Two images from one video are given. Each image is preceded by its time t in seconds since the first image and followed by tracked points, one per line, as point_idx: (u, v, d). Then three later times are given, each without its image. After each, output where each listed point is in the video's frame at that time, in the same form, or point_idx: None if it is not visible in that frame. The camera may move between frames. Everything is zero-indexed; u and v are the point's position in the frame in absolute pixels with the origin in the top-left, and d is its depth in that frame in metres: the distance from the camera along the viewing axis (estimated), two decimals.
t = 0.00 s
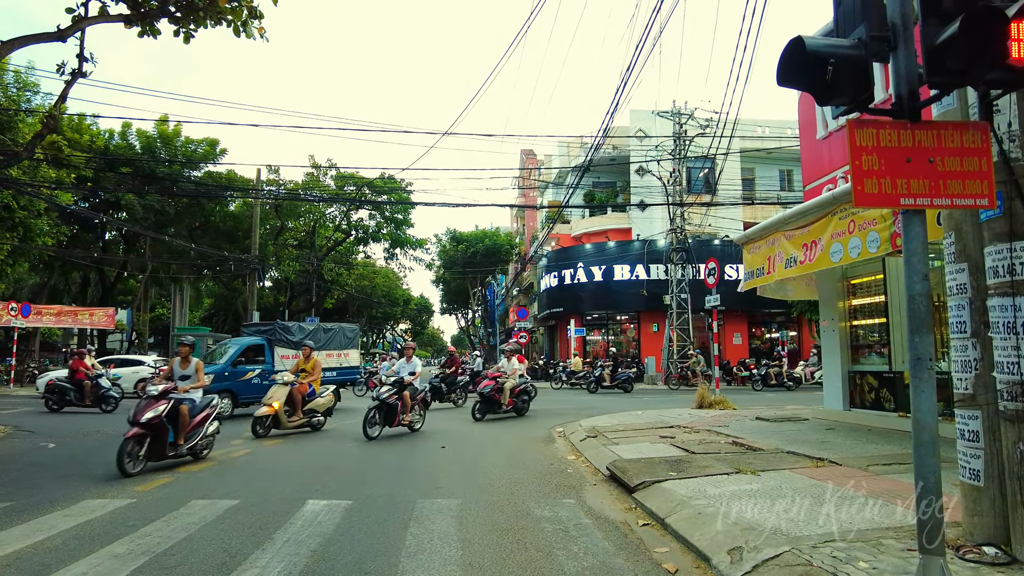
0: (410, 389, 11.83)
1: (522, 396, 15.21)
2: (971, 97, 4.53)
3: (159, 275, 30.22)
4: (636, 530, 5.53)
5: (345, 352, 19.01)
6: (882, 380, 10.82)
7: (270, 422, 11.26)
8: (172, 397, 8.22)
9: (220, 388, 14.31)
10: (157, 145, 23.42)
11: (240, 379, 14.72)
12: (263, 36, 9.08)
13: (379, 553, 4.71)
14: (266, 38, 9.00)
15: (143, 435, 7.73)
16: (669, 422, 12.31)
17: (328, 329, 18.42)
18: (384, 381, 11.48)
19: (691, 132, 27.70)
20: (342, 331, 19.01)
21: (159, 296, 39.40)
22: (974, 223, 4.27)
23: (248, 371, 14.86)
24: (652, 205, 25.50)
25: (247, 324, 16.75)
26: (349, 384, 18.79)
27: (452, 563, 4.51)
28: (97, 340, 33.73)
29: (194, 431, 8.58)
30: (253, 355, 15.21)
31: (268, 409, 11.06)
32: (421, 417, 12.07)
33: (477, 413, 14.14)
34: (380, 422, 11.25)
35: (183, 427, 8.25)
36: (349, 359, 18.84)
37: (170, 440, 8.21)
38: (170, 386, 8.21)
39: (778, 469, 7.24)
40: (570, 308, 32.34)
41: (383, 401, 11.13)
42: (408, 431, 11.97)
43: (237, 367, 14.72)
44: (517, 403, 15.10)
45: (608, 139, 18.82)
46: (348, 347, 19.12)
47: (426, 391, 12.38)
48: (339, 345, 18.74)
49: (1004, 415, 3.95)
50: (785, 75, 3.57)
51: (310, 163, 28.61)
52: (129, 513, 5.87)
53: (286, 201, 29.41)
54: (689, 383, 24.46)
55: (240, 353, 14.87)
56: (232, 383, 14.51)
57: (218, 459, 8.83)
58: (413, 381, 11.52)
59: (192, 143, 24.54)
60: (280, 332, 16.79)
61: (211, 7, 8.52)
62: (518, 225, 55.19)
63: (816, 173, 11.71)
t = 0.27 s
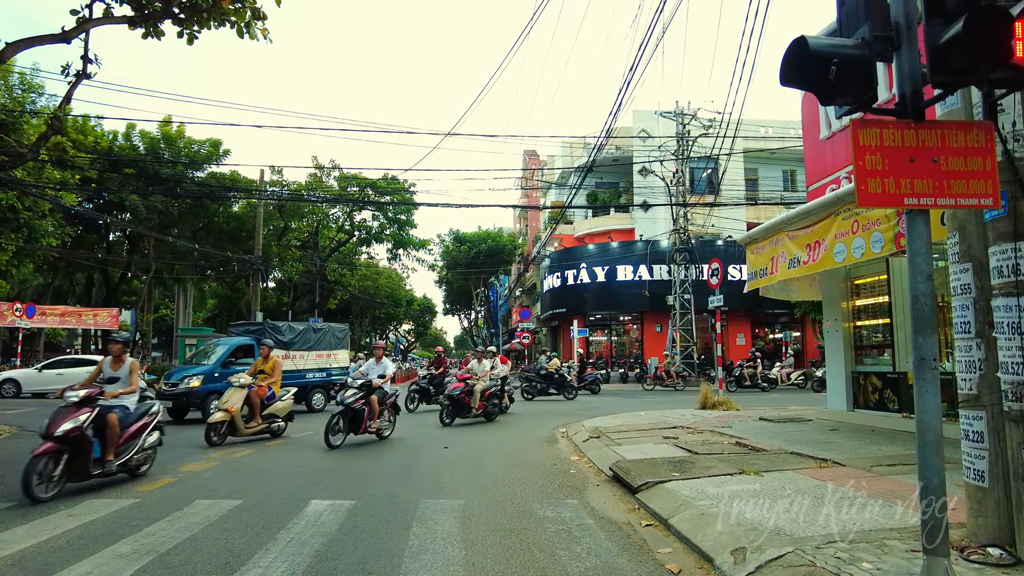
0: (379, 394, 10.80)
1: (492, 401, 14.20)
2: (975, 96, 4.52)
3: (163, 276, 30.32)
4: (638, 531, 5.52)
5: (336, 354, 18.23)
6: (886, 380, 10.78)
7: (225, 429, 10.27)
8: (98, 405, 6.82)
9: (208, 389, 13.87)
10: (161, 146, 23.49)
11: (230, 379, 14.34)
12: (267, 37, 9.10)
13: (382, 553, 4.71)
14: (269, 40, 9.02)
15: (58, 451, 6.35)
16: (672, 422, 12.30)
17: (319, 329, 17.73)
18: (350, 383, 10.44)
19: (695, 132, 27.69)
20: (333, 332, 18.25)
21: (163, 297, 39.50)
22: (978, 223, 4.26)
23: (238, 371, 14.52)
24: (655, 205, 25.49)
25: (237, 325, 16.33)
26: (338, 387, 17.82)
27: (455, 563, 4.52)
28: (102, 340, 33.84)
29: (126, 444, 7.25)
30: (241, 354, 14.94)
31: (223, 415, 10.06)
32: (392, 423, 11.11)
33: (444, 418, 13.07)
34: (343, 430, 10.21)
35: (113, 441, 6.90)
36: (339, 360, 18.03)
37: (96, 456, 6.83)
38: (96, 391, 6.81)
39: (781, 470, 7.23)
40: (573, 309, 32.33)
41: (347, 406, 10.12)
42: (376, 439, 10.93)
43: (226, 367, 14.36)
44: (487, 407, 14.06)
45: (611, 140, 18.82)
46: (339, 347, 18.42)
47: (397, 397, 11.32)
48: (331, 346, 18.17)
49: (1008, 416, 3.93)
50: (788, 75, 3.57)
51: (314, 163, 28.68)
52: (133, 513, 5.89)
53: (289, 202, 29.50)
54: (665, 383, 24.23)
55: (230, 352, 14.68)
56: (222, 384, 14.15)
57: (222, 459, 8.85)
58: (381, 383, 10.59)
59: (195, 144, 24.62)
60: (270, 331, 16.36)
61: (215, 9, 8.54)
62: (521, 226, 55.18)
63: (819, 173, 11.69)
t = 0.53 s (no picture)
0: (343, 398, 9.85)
1: (461, 404, 13.16)
2: (980, 96, 4.50)
3: (167, 277, 30.41)
4: (643, 531, 5.51)
5: (321, 354, 18.35)
6: (891, 381, 10.73)
7: (174, 438, 9.29)
8: None
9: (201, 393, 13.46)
10: (165, 147, 23.56)
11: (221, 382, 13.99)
12: (271, 39, 9.12)
13: (387, 553, 4.72)
14: (273, 41, 9.04)
15: None
16: (676, 423, 12.28)
17: (306, 330, 17.71)
18: (310, 385, 9.46)
19: (698, 133, 27.67)
20: (318, 333, 18.26)
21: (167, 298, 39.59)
22: (985, 223, 4.23)
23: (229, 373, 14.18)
24: (659, 206, 25.47)
25: (224, 324, 15.81)
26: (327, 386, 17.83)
27: (460, 563, 4.52)
28: (106, 341, 33.97)
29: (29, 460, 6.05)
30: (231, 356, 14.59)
31: (171, 421, 9.10)
32: (356, 431, 10.11)
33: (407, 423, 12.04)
34: (300, 438, 9.17)
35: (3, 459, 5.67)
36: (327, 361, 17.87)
37: None
38: None
39: (786, 470, 7.22)
40: (576, 309, 32.34)
41: (306, 412, 9.09)
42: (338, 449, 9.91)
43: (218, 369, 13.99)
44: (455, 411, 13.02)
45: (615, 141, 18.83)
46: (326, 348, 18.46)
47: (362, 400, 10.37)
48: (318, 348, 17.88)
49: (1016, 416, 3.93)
50: (792, 76, 3.58)
51: (318, 165, 28.72)
52: (138, 513, 5.90)
53: (293, 203, 29.59)
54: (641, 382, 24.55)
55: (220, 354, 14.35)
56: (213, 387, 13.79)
57: (226, 460, 8.87)
58: (344, 387, 9.63)
59: (199, 145, 24.71)
60: (260, 332, 15.72)
61: (219, 10, 8.56)
62: (524, 227, 55.18)
63: (823, 173, 11.66)
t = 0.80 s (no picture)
0: (299, 403, 8.76)
1: (425, 410, 12.08)
2: (987, 96, 4.48)
3: (173, 279, 30.50)
4: (648, 533, 5.51)
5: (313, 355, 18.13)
6: (897, 382, 10.67)
7: (108, 450, 8.18)
8: None
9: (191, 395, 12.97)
10: (170, 149, 23.64)
11: (212, 383, 13.46)
12: (275, 41, 9.15)
13: (393, 554, 4.72)
14: (278, 43, 9.07)
15: None
16: (681, 424, 12.26)
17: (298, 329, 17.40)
18: (259, 389, 8.34)
19: (703, 133, 27.62)
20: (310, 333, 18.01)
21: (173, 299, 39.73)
22: (991, 223, 4.22)
23: (219, 374, 13.65)
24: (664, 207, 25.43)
25: (212, 323, 15.07)
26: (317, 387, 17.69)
27: (465, 564, 4.53)
28: (112, 342, 34.10)
29: None
30: (221, 357, 14.04)
31: (107, 431, 7.99)
32: (315, 441, 9.11)
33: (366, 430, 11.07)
34: (250, 450, 8.06)
35: None
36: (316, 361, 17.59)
37: None
38: None
39: (791, 472, 7.20)
40: (581, 310, 32.33)
41: (255, 421, 8.00)
42: (294, 461, 8.89)
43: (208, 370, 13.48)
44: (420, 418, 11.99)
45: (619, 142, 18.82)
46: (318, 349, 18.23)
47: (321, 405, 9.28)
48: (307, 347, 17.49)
49: None
50: (797, 77, 3.58)
51: (322, 166, 28.78)
52: (144, 513, 5.93)
53: (298, 205, 29.69)
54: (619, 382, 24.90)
55: (209, 354, 13.66)
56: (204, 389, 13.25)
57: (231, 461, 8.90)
58: (300, 392, 8.49)
59: (204, 147, 24.80)
60: (250, 333, 15.15)
61: (224, 13, 8.59)
62: (529, 228, 55.19)
63: (829, 174, 11.62)
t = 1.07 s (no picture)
0: (245, 409, 7.72)
1: (386, 415, 11.12)
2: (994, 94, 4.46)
3: (180, 279, 30.63)
4: (654, 533, 5.49)
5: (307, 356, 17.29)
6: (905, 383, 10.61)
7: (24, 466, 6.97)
8: None
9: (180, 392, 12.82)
10: (177, 151, 23.74)
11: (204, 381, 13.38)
12: (281, 42, 9.18)
13: (398, 554, 4.73)
14: (284, 44, 9.10)
15: None
16: (686, 425, 12.24)
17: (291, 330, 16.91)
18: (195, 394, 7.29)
19: (709, 133, 27.53)
20: (304, 333, 17.32)
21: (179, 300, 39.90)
22: (999, 222, 4.20)
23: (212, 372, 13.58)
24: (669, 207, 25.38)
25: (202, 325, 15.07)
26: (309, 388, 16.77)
27: (470, 565, 4.53)
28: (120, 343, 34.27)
29: None
30: (211, 356, 14.03)
31: (18, 445, 6.75)
32: (264, 452, 8.09)
33: (317, 439, 10.02)
34: (182, 466, 6.98)
35: None
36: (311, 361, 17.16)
37: None
38: None
39: (798, 473, 7.17)
40: (586, 311, 32.32)
41: (189, 431, 6.91)
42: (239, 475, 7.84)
43: (198, 369, 13.40)
44: (378, 425, 10.92)
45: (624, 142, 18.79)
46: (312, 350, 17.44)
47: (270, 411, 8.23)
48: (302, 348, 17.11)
49: None
50: (804, 75, 3.56)
51: (328, 167, 28.85)
52: (150, 513, 5.95)
53: (304, 206, 29.77)
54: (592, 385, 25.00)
55: (200, 353, 13.74)
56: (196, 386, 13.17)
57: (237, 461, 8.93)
58: (243, 397, 7.55)
59: (210, 148, 24.90)
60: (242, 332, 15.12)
61: (231, 14, 8.63)
62: (534, 228, 55.13)
63: (835, 173, 11.56)
